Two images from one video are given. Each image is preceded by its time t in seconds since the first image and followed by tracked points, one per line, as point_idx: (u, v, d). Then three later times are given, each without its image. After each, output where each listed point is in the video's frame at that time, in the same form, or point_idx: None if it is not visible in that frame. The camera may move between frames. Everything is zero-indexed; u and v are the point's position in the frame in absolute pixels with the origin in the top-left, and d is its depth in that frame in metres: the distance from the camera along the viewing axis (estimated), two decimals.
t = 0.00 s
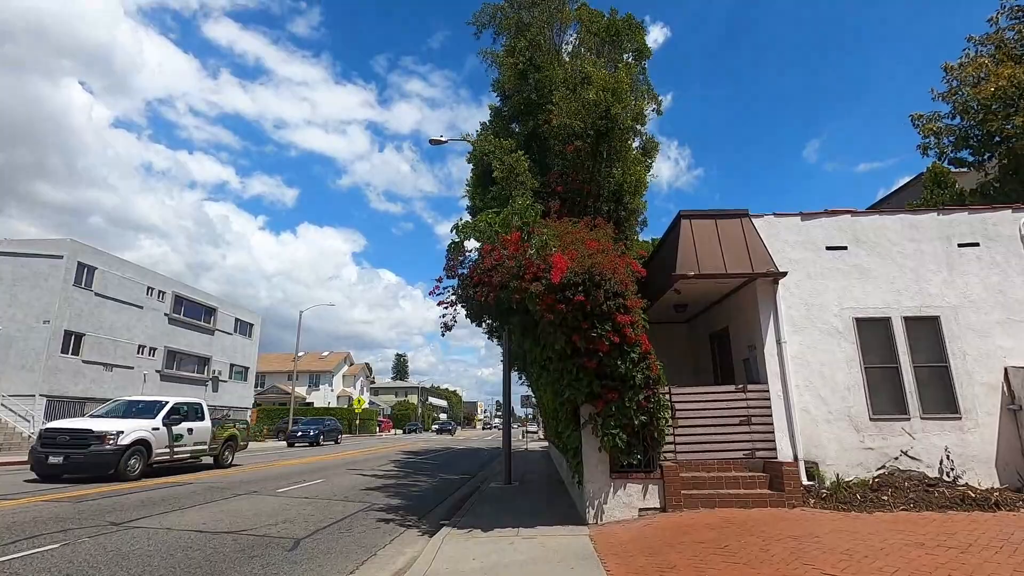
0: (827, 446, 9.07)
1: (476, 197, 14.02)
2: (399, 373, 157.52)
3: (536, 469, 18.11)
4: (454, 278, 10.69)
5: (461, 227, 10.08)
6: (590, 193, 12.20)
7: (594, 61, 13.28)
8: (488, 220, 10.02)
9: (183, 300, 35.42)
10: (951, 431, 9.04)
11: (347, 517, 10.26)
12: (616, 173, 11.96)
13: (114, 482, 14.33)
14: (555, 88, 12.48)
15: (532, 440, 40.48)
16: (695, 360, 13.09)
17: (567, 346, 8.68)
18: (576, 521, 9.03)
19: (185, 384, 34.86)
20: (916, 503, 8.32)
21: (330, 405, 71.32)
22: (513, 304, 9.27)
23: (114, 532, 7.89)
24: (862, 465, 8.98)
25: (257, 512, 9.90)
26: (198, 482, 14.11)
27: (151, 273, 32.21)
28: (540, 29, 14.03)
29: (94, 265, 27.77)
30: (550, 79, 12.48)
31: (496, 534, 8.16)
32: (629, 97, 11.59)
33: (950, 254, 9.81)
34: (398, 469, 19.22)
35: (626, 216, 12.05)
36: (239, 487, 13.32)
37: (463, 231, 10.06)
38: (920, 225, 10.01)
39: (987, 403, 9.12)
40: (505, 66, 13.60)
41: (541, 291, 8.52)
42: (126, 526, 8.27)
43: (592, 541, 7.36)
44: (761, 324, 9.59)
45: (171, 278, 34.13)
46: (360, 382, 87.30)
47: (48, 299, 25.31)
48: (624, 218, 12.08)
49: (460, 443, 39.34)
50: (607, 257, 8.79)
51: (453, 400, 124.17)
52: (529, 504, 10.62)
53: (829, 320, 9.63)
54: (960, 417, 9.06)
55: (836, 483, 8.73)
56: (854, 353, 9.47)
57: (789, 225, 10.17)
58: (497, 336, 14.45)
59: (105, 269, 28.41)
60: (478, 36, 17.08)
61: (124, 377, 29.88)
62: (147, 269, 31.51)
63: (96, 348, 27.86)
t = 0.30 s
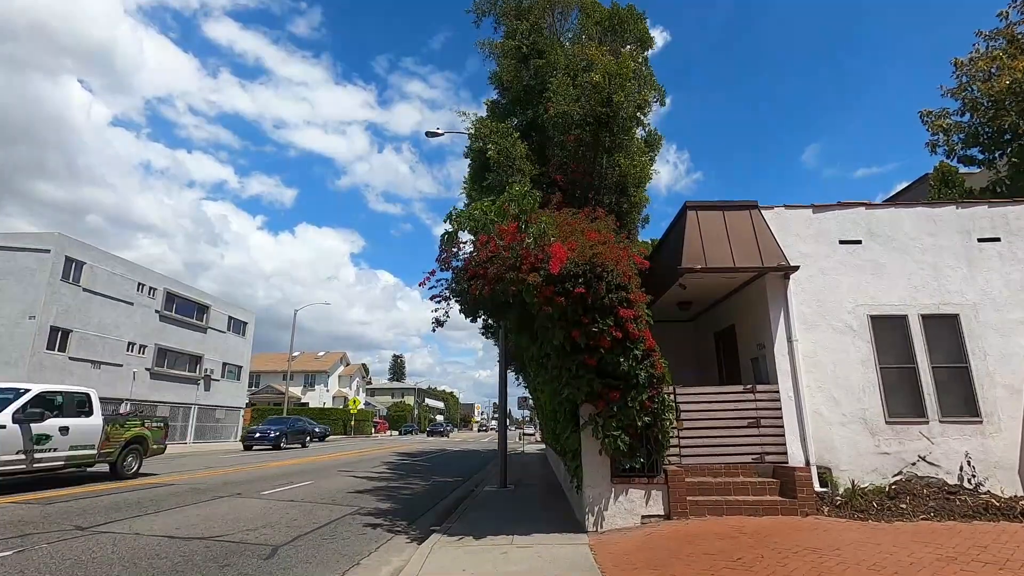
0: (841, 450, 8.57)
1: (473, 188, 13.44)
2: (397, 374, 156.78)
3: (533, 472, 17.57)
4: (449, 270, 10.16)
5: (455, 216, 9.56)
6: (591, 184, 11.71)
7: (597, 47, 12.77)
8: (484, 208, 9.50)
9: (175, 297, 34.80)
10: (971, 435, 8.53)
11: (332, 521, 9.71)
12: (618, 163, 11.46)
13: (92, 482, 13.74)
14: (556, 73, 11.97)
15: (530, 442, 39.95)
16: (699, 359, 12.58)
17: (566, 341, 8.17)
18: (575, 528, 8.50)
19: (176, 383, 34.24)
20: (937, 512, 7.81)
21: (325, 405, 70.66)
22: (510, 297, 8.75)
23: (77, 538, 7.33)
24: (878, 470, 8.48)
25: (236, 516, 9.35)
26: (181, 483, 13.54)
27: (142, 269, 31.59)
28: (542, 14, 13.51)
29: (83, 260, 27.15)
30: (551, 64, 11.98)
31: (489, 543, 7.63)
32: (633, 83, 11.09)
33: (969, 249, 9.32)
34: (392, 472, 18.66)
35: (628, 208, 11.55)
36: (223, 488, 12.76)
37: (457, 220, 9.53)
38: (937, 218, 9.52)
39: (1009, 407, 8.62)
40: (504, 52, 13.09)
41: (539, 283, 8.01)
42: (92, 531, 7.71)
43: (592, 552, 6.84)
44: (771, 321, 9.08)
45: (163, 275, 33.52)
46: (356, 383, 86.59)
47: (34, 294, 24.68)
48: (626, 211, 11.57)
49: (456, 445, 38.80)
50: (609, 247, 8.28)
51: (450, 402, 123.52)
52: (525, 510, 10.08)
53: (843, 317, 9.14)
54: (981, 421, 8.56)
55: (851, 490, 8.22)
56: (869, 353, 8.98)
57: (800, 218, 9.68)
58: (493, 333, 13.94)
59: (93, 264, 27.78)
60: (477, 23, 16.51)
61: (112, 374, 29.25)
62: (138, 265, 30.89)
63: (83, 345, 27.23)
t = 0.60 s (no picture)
0: (858, 452, 8.10)
1: (470, 177, 12.89)
2: (395, 373, 156.44)
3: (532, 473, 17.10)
4: (444, 261, 9.67)
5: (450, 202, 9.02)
6: (593, 174, 11.24)
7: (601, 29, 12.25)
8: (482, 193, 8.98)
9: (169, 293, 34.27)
10: (996, 437, 8.06)
11: (320, 524, 9.23)
12: (621, 151, 10.98)
13: (76, 481, 13.26)
14: (559, 55, 11.47)
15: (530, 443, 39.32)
16: (705, 357, 12.10)
17: (568, 336, 7.67)
18: (575, 533, 8.04)
19: (170, 380, 33.76)
20: (961, 519, 7.34)
21: (323, 404, 70.26)
22: (508, 289, 8.26)
23: (42, 543, 6.82)
24: (897, 474, 8.01)
25: (218, 519, 8.85)
26: (167, 483, 13.05)
27: (135, 264, 31.09)
28: None
29: (73, 254, 26.62)
30: (553, 46, 11.48)
31: (484, 550, 7.16)
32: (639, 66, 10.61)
33: (992, 241, 8.85)
34: (387, 472, 18.18)
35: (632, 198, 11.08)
36: (209, 489, 12.27)
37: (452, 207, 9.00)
38: (959, 209, 9.05)
39: None
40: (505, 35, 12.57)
41: (539, 273, 7.53)
42: (60, 536, 7.21)
43: (595, 561, 6.36)
44: (784, 315, 8.61)
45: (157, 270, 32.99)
46: (354, 381, 86.18)
47: (23, 289, 24.15)
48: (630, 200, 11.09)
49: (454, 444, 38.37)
50: (614, 236, 7.80)
51: (448, 400, 123.15)
52: (523, 513, 9.62)
53: (859, 312, 8.66)
54: (1006, 422, 8.10)
55: (868, 495, 7.75)
56: (887, 350, 8.50)
57: (814, 208, 9.20)
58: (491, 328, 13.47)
59: (85, 258, 27.29)
60: (477, 8, 16.01)
61: (103, 371, 28.71)
62: (130, 260, 30.38)
63: (74, 340, 26.71)
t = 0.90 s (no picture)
0: (880, 453, 7.59)
1: (469, 165, 12.41)
2: (396, 373, 156.11)
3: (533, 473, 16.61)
4: (440, 250, 9.18)
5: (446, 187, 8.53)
6: (597, 161, 10.76)
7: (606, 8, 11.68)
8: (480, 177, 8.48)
9: (166, 290, 33.81)
10: None
11: (308, 528, 8.73)
12: (626, 136, 10.46)
13: (59, 482, 12.80)
14: (561, 36, 10.92)
15: (531, 443, 38.85)
16: (713, 353, 11.58)
17: (572, 327, 7.16)
18: (579, 539, 7.53)
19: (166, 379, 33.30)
20: (994, 524, 6.83)
21: (323, 403, 69.86)
22: (508, 279, 7.76)
23: (5, 551, 6.32)
24: (922, 476, 7.50)
25: (200, 523, 8.36)
26: (153, 485, 12.56)
27: (130, 261, 30.64)
28: None
29: (66, 250, 26.16)
30: (555, 26, 10.94)
31: (481, 557, 6.66)
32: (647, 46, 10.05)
33: (1020, 228, 8.34)
34: (384, 472, 17.70)
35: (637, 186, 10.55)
36: (197, 490, 11.78)
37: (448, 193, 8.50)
38: (985, 194, 8.54)
39: None
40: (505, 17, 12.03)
41: (541, 260, 7.03)
42: (25, 542, 6.72)
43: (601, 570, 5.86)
44: (800, 307, 8.10)
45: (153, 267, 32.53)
46: (355, 381, 85.77)
47: (15, 286, 23.70)
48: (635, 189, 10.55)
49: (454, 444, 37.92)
50: (621, 221, 7.28)
51: (449, 400, 122.80)
52: (524, 517, 9.12)
53: (880, 303, 8.15)
54: None
55: (893, 498, 7.24)
56: (911, 343, 7.99)
57: (831, 194, 8.69)
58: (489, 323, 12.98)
59: (78, 255, 26.85)
60: None
61: (97, 369, 28.25)
62: (125, 256, 29.92)
63: (67, 338, 26.26)
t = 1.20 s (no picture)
0: (909, 455, 7.07)
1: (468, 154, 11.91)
2: (397, 372, 155.74)
3: (536, 475, 16.11)
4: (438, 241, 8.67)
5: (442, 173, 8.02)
6: (603, 148, 10.25)
7: None
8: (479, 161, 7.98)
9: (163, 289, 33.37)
10: None
11: (299, 535, 8.23)
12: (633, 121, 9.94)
13: (43, 485, 12.31)
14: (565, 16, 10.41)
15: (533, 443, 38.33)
16: (724, 350, 11.04)
17: (578, 320, 6.65)
18: (586, 548, 7.01)
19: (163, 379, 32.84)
20: None
21: (324, 403, 69.43)
22: (509, 269, 7.25)
23: None
24: (955, 480, 6.98)
25: (183, 531, 7.84)
26: (140, 487, 12.06)
27: (126, 259, 30.20)
28: None
29: (60, 248, 25.69)
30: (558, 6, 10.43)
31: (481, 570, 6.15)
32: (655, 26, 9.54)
33: None
34: (382, 473, 17.21)
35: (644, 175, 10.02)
36: (185, 494, 11.27)
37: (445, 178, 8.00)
38: (1016, 179, 8.01)
39: None
40: None
41: (544, 248, 6.53)
42: None
43: None
44: (821, 299, 7.57)
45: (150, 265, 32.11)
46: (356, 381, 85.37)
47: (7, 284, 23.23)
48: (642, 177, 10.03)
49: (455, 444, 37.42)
50: (630, 206, 6.78)
51: (450, 400, 122.35)
52: (527, 523, 8.62)
53: (907, 295, 7.62)
54: None
55: (924, 504, 6.72)
56: (941, 337, 7.46)
57: (853, 179, 8.17)
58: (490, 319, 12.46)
59: (73, 252, 26.41)
60: None
61: (93, 369, 27.80)
62: (121, 254, 29.47)
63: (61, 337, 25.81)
